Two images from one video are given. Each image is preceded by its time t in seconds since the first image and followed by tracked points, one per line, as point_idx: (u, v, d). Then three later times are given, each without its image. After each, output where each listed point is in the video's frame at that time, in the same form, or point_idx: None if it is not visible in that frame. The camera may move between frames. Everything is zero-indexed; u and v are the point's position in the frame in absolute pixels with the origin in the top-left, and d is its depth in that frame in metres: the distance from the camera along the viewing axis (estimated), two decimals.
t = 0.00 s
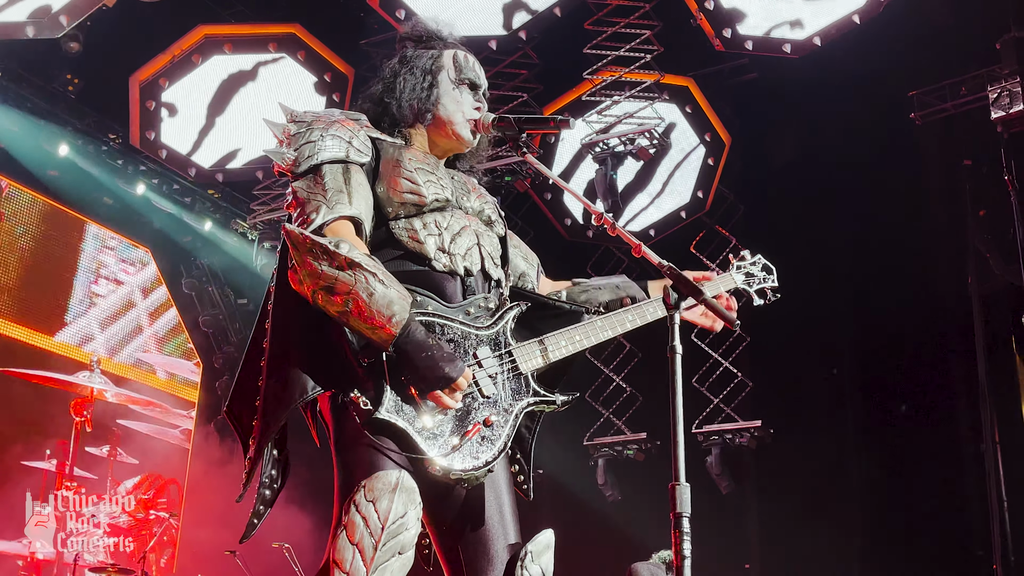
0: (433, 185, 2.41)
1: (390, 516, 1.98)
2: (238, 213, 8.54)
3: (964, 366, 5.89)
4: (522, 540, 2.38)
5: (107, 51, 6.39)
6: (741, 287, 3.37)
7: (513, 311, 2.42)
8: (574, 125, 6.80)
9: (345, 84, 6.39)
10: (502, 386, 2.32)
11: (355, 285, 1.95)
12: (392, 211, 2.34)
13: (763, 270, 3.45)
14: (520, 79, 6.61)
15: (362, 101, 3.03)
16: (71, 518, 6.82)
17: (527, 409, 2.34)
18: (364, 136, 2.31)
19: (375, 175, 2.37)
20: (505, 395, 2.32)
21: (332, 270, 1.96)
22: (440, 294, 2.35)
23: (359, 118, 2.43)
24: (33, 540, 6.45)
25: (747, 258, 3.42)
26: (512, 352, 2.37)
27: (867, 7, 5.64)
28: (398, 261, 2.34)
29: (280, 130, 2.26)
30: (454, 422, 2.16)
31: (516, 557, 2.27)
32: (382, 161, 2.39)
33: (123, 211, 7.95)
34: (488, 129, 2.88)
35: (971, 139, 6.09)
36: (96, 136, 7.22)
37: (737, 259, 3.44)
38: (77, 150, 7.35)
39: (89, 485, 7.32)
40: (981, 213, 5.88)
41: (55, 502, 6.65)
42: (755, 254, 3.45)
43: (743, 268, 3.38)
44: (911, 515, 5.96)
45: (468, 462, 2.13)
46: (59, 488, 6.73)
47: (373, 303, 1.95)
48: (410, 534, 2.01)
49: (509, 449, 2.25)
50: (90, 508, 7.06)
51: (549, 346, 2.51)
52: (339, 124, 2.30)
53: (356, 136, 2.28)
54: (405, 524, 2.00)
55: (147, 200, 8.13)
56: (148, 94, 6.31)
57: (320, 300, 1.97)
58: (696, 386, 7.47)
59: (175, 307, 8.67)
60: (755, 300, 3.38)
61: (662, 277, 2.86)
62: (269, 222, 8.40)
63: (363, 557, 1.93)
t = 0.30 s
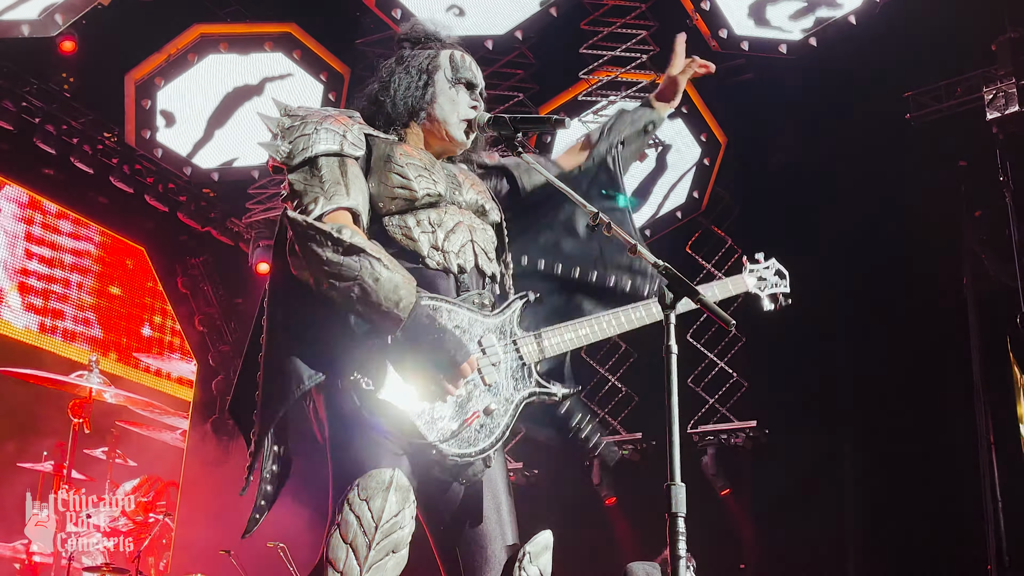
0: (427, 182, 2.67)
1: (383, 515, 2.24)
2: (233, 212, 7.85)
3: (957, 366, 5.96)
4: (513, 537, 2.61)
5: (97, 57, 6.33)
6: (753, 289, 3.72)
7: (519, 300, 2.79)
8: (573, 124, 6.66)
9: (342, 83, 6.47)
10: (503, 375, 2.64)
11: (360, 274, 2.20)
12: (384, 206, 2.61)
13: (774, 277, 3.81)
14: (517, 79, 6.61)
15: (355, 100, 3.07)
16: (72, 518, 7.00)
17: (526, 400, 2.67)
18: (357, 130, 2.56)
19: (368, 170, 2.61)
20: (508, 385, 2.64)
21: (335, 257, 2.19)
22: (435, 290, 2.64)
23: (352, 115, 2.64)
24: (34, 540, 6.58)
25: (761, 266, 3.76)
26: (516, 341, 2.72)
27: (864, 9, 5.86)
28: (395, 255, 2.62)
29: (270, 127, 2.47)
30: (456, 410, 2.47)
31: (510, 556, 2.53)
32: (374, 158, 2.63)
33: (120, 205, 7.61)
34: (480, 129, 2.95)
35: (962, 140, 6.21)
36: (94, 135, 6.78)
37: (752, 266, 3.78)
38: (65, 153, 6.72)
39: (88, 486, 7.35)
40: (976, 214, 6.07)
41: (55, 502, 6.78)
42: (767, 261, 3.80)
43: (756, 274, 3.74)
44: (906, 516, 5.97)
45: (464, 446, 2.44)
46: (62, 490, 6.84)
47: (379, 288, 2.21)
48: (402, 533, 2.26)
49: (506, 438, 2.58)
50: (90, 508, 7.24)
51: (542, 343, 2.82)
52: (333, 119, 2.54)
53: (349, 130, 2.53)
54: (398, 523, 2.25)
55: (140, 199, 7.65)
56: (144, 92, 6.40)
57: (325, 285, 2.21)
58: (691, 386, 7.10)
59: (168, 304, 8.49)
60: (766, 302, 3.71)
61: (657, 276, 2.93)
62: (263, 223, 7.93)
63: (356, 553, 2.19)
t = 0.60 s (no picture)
0: (424, 182, 2.67)
1: (381, 516, 2.23)
2: (229, 212, 7.61)
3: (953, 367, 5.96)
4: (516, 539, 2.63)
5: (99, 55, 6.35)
6: (759, 276, 3.67)
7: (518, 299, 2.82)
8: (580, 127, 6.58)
9: (338, 83, 6.44)
10: (508, 369, 2.63)
11: (360, 276, 2.20)
12: (382, 207, 2.62)
13: (780, 264, 3.76)
14: (514, 79, 6.58)
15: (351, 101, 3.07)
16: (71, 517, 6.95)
17: (530, 394, 2.66)
18: (352, 132, 2.56)
19: (365, 172, 2.65)
20: (511, 378, 2.62)
21: (334, 261, 2.20)
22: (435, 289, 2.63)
23: (346, 116, 2.65)
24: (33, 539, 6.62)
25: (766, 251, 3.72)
26: (519, 334, 2.73)
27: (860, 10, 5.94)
28: (394, 257, 2.61)
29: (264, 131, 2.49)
30: (458, 407, 2.45)
31: (511, 557, 2.55)
32: (371, 157, 2.67)
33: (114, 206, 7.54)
34: (479, 128, 2.92)
35: (957, 141, 6.26)
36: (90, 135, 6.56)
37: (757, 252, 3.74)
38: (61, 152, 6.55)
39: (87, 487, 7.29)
40: (972, 216, 6.09)
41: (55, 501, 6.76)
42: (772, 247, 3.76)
43: (762, 260, 3.71)
44: (902, 518, 5.93)
45: (469, 441, 2.44)
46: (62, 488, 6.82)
47: (378, 290, 2.21)
48: (401, 534, 2.25)
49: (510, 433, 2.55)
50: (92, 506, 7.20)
51: (542, 336, 2.79)
52: (326, 121, 2.54)
53: (344, 132, 2.53)
54: (396, 524, 2.25)
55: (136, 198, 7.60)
56: (140, 92, 6.50)
57: (325, 289, 2.22)
58: (688, 387, 7.15)
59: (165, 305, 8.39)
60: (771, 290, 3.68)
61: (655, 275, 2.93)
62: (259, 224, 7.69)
63: (354, 554, 2.18)
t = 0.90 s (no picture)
0: (420, 183, 2.66)
1: (377, 516, 2.23)
2: (226, 213, 7.54)
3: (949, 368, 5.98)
4: (512, 540, 2.64)
5: (100, 53, 6.41)
6: (755, 282, 3.68)
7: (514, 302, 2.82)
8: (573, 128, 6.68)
9: (335, 83, 6.49)
10: (504, 372, 2.63)
11: (354, 281, 2.21)
12: (378, 207, 2.62)
13: (776, 270, 3.77)
14: (511, 80, 6.59)
15: (349, 101, 3.07)
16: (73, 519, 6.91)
17: (526, 396, 2.67)
18: (350, 132, 2.56)
19: (363, 172, 2.65)
20: (508, 381, 2.63)
21: (329, 265, 2.21)
22: (432, 289, 2.63)
23: (345, 117, 2.65)
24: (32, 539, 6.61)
25: (761, 257, 3.73)
26: (516, 336, 2.73)
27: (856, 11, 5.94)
28: (390, 259, 2.61)
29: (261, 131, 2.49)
30: (453, 410, 2.45)
31: (506, 558, 2.55)
32: (368, 159, 2.66)
33: (111, 207, 7.55)
34: (477, 128, 2.91)
35: (953, 143, 6.27)
36: (85, 136, 6.46)
37: (753, 259, 3.75)
38: (56, 152, 6.41)
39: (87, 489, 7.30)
40: (968, 217, 6.12)
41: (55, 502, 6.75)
42: (768, 254, 3.77)
43: (758, 265, 3.72)
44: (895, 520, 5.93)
45: (463, 443, 2.44)
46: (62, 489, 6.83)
47: (373, 295, 2.21)
48: (396, 534, 2.25)
49: (504, 435, 2.56)
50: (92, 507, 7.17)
51: (538, 339, 2.79)
52: (324, 121, 2.54)
53: (341, 132, 2.53)
54: (391, 524, 2.24)
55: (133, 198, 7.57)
56: (136, 92, 6.52)
57: (320, 292, 2.23)
58: (684, 388, 7.17)
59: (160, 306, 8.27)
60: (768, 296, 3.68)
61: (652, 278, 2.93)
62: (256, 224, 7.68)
63: (349, 554, 2.18)
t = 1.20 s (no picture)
0: (416, 184, 2.68)
1: (374, 518, 2.23)
2: (223, 213, 7.57)
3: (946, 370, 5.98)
4: (509, 541, 2.64)
5: (95, 54, 6.36)
6: (751, 282, 3.67)
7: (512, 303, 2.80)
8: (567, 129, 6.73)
9: (332, 84, 6.49)
10: (501, 373, 2.63)
11: (350, 282, 2.21)
12: (375, 208, 2.63)
13: (772, 270, 3.76)
14: (508, 81, 6.59)
15: (346, 102, 3.07)
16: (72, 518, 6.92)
17: (522, 396, 2.67)
18: (346, 133, 2.56)
19: (360, 173, 2.65)
20: (504, 382, 2.64)
21: (325, 266, 2.21)
22: (429, 290, 2.63)
23: (341, 119, 2.67)
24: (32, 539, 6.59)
25: (758, 257, 3.72)
26: (513, 338, 2.73)
27: (854, 13, 5.93)
28: (386, 261, 2.61)
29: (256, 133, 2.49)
30: (450, 411, 2.45)
31: (503, 560, 2.55)
32: (365, 160, 2.67)
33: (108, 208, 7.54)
34: (474, 131, 2.93)
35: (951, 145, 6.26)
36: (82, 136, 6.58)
37: (749, 259, 3.74)
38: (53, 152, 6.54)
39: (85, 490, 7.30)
40: (965, 219, 6.05)
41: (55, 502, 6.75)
42: (763, 253, 3.75)
43: (754, 266, 3.71)
44: (892, 523, 5.94)
45: (460, 444, 2.44)
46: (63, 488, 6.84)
47: (369, 296, 2.21)
48: (393, 536, 2.24)
49: (501, 436, 2.56)
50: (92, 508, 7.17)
51: (535, 340, 2.79)
52: (320, 123, 2.55)
53: (337, 134, 2.53)
54: (388, 526, 2.24)
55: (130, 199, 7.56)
56: (134, 93, 6.45)
57: (316, 293, 2.24)
58: (680, 390, 7.08)
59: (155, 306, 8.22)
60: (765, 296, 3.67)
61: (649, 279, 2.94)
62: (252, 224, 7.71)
63: (347, 556, 2.17)
